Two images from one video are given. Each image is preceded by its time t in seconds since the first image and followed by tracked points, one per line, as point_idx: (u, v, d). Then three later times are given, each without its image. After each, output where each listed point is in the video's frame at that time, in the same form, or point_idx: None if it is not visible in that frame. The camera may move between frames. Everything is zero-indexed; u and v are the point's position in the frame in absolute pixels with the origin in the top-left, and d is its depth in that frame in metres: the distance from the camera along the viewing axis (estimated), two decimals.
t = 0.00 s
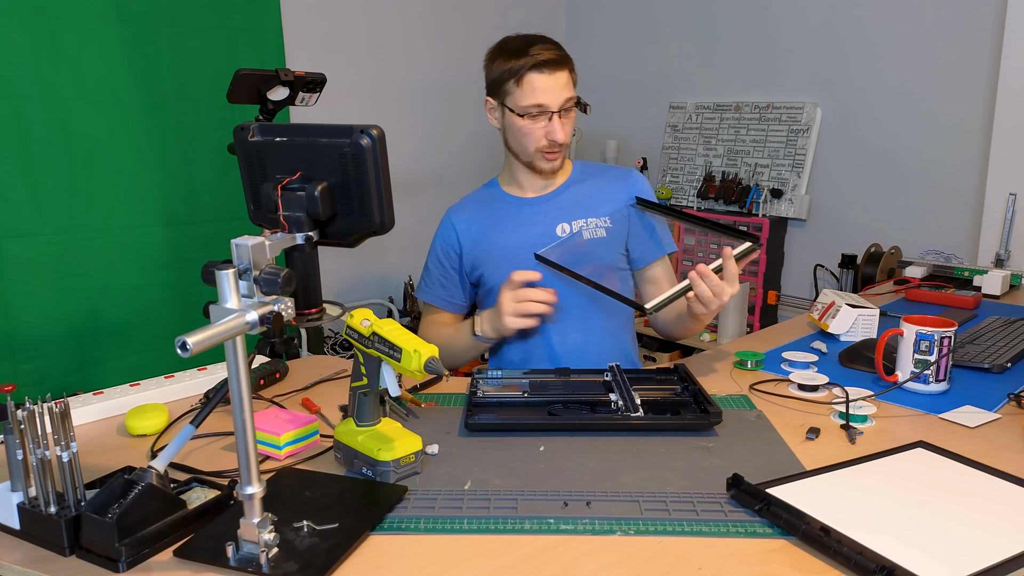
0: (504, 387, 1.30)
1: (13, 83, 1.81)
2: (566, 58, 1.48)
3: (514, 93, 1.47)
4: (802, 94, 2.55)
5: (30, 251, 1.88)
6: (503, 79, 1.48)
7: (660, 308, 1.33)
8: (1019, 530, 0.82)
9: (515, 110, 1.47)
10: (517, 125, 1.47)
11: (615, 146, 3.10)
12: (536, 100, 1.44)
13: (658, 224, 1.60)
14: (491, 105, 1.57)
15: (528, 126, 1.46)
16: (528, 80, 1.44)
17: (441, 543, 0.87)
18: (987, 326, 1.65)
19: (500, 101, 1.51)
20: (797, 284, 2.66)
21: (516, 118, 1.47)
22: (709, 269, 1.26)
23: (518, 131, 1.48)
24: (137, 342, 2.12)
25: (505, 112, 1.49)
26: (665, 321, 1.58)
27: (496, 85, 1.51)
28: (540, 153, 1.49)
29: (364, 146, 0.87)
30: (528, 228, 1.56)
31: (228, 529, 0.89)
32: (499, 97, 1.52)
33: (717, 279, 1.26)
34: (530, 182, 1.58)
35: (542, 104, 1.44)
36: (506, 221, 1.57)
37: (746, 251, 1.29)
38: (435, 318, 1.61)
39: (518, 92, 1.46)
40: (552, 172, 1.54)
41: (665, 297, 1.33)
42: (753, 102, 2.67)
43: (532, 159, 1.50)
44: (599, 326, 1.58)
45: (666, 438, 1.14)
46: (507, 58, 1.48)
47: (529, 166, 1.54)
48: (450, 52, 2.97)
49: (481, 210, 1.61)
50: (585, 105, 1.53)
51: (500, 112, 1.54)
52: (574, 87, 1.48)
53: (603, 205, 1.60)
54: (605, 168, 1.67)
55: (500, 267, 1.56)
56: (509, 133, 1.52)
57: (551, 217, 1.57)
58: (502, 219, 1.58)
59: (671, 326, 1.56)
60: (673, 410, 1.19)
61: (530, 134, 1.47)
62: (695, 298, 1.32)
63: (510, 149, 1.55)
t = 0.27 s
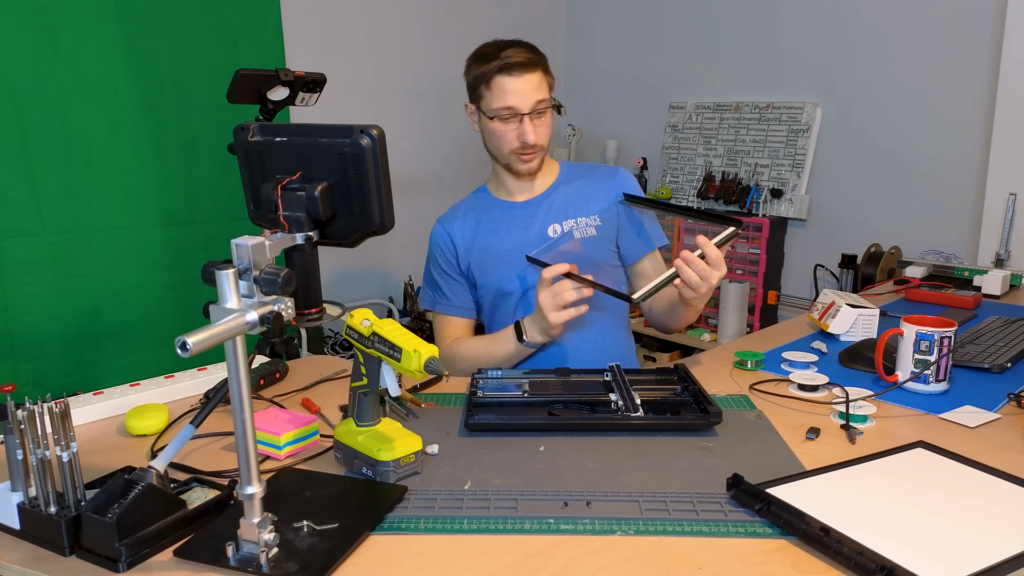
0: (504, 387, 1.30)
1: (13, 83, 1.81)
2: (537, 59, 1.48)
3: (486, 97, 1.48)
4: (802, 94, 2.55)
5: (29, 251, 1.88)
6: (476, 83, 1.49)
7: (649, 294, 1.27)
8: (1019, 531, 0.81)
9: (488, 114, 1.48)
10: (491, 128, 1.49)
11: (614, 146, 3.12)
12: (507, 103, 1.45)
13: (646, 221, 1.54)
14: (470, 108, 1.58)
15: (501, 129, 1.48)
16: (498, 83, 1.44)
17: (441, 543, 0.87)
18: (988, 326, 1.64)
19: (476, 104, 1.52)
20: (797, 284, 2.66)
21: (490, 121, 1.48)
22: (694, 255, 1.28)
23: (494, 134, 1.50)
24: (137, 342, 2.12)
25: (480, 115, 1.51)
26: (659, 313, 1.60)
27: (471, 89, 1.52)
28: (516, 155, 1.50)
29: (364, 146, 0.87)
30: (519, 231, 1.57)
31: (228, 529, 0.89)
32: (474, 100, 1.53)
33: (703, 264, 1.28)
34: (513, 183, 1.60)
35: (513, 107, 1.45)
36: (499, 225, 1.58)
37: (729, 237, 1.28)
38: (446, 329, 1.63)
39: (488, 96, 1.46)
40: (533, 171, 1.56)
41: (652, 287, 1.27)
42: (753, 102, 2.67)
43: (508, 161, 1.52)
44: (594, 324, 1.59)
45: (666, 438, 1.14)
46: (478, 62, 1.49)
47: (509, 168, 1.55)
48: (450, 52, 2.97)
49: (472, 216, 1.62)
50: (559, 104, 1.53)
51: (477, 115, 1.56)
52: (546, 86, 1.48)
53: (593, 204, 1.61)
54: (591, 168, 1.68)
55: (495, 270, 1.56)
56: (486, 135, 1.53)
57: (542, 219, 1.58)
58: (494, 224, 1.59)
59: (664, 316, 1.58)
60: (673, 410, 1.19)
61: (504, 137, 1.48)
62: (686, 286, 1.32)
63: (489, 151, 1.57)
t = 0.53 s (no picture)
0: (503, 387, 1.30)
1: (13, 84, 1.81)
2: (517, 62, 1.50)
3: (467, 99, 1.51)
4: (802, 94, 2.55)
5: (29, 251, 1.88)
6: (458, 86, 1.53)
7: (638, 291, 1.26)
8: (1019, 531, 0.81)
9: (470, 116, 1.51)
10: (473, 129, 1.52)
11: (614, 146, 3.12)
12: (486, 104, 1.47)
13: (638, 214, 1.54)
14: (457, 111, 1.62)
15: (482, 130, 1.50)
16: (477, 85, 1.47)
17: (441, 543, 0.87)
18: (988, 326, 1.64)
19: (460, 107, 1.56)
20: (797, 284, 2.66)
21: (472, 123, 1.51)
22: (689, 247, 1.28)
23: (476, 136, 1.53)
24: (137, 342, 2.12)
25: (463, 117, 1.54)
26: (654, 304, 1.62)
27: (455, 92, 1.55)
28: (498, 156, 1.52)
29: (364, 146, 0.87)
30: (514, 230, 1.58)
31: (228, 529, 0.89)
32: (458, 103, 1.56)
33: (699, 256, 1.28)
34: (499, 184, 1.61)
35: (491, 108, 1.47)
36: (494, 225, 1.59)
37: (717, 230, 1.29)
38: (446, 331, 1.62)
39: (469, 97, 1.49)
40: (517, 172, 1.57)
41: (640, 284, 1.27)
42: (753, 102, 2.67)
43: (491, 162, 1.54)
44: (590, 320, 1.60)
45: (666, 438, 1.14)
46: (460, 66, 1.52)
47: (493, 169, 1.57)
48: (450, 52, 2.97)
49: (466, 217, 1.62)
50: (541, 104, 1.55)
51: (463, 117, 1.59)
52: (525, 87, 1.50)
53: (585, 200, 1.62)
54: (581, 164, 1.70)
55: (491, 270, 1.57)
56: (471, 137, 1.56)
57: (537, 217, 1.59)
58: (488, 224, 1.60)
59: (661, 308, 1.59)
60: (673, 410, 1.19)
61: (485, 138, 1.51)
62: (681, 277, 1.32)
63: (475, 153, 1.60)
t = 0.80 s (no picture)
0: (503, 387, 1.30)
1: (13, 84, 1.81)
2: (508, 57, 1.55)
3: (461, 94, 1.54)
4: (802, 94, 2.55)
5: (29, 251, 1.88)
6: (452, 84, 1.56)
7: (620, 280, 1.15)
8: (1019, 532, 0.81)
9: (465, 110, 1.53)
10: (468, 123, 1.54)
11: (614, 146, 3.12)
12: (480, 96, 1.50)
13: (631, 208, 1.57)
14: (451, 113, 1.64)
15: (477, 122, 1.52)
16: (470, 78, 1.50)
17: (441, 543, 0.87)
18: (987, 326, 1.64)
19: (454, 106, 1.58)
20: (797, 284, 2.66)
21: (467, 117, 1.53)
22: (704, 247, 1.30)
23: (472, 130, 1.54)
24: (137, 342, 2.12)
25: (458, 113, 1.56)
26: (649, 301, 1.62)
27: (449, 92, 1.58)
28: (494, 147, 1.53)
29: (364, 146, 0.87)
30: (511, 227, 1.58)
31: (228, 529, 0.89)
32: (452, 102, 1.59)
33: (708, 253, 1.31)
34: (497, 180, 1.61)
35: (485, 99, 1.50)
36: (490, 222, 1.59)
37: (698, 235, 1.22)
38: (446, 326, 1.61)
39: (463, 92, 1.52)
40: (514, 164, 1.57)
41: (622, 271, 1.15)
42: (753, 102, 2.67)
43: (488, 155, 1.54)
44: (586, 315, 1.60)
45: (666, 438, 1.14)
46: (452, 65, 1.56)
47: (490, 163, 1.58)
48: (449, 52, 2.97)
49: (463, 216, 1.62)
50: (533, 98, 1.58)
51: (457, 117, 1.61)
52: (516, 79, 1.53)
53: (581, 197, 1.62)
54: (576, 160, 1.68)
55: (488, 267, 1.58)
56: (466, 134, 1.57)
57: (533, 214, 1.58)
58: (484, 222, 1.59)
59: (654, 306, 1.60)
60: (673, 410, 1.19)
61: (481, 129, 1.52)
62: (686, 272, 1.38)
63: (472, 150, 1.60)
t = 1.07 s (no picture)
0: (503, 387, 1.30)
1: (12, 84, 1.81)
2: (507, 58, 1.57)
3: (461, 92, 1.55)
4: (802, 94, 2.55)
5: (29, 251, 1.88)
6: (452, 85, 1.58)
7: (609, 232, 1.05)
8: (1019, 532, 0.81)
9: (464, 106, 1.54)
10: (468, 119, 1.54)
11: (614, 146, 3.12)
12: (479, 91, 1.51)
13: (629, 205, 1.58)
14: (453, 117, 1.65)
15: (477, 117, 1.52)
16: (470, 75, 1.52)
17: (441, 543, 0.87)
18: (987, 326, 1.64)
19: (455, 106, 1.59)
20: (797, 284, 2.66)
21: (467, 113, 1.54)
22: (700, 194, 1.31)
23: (472, 126, 1.54)
24: (137, 342, 2.12)
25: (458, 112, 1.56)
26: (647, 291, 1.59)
27: (450, 94, 1.60)
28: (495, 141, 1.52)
29: (364, 146, 0.87)
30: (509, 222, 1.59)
31: (228, 529, 0.89)
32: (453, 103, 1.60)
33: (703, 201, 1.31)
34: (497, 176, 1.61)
35: (485, 94, 1.51)
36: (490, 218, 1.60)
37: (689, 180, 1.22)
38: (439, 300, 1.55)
39: (462, 90, 1.54)
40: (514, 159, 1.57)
41: (614, 220, 1.05)
42: (753, 102, 2.67)
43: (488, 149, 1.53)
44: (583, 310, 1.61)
45: (666, 438, 1.14)
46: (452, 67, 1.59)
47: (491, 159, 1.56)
48: (449, 52, 2.97)
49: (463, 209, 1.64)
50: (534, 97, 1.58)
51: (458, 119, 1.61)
52: (514, 77, 1.55)
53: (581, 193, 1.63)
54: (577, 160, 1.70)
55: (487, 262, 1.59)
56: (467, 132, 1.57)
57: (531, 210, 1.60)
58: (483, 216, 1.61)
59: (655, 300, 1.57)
60: (673, 410, 1.19)
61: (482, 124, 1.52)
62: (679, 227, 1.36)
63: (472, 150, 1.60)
